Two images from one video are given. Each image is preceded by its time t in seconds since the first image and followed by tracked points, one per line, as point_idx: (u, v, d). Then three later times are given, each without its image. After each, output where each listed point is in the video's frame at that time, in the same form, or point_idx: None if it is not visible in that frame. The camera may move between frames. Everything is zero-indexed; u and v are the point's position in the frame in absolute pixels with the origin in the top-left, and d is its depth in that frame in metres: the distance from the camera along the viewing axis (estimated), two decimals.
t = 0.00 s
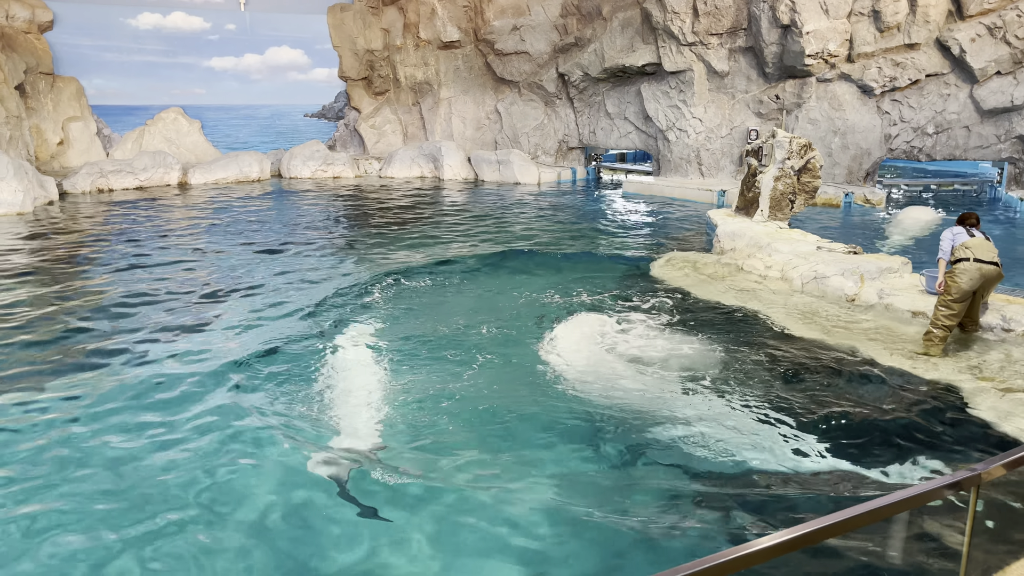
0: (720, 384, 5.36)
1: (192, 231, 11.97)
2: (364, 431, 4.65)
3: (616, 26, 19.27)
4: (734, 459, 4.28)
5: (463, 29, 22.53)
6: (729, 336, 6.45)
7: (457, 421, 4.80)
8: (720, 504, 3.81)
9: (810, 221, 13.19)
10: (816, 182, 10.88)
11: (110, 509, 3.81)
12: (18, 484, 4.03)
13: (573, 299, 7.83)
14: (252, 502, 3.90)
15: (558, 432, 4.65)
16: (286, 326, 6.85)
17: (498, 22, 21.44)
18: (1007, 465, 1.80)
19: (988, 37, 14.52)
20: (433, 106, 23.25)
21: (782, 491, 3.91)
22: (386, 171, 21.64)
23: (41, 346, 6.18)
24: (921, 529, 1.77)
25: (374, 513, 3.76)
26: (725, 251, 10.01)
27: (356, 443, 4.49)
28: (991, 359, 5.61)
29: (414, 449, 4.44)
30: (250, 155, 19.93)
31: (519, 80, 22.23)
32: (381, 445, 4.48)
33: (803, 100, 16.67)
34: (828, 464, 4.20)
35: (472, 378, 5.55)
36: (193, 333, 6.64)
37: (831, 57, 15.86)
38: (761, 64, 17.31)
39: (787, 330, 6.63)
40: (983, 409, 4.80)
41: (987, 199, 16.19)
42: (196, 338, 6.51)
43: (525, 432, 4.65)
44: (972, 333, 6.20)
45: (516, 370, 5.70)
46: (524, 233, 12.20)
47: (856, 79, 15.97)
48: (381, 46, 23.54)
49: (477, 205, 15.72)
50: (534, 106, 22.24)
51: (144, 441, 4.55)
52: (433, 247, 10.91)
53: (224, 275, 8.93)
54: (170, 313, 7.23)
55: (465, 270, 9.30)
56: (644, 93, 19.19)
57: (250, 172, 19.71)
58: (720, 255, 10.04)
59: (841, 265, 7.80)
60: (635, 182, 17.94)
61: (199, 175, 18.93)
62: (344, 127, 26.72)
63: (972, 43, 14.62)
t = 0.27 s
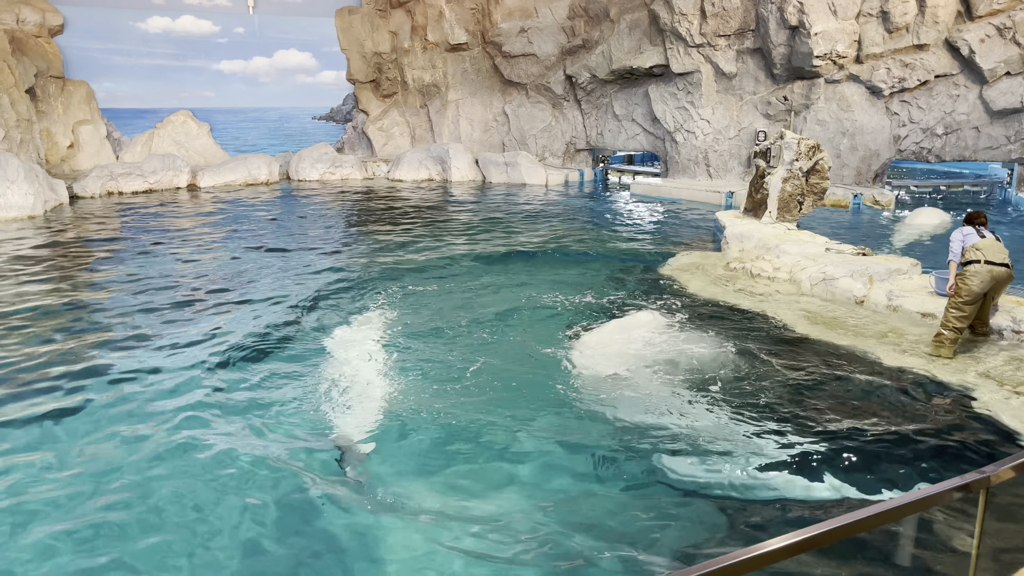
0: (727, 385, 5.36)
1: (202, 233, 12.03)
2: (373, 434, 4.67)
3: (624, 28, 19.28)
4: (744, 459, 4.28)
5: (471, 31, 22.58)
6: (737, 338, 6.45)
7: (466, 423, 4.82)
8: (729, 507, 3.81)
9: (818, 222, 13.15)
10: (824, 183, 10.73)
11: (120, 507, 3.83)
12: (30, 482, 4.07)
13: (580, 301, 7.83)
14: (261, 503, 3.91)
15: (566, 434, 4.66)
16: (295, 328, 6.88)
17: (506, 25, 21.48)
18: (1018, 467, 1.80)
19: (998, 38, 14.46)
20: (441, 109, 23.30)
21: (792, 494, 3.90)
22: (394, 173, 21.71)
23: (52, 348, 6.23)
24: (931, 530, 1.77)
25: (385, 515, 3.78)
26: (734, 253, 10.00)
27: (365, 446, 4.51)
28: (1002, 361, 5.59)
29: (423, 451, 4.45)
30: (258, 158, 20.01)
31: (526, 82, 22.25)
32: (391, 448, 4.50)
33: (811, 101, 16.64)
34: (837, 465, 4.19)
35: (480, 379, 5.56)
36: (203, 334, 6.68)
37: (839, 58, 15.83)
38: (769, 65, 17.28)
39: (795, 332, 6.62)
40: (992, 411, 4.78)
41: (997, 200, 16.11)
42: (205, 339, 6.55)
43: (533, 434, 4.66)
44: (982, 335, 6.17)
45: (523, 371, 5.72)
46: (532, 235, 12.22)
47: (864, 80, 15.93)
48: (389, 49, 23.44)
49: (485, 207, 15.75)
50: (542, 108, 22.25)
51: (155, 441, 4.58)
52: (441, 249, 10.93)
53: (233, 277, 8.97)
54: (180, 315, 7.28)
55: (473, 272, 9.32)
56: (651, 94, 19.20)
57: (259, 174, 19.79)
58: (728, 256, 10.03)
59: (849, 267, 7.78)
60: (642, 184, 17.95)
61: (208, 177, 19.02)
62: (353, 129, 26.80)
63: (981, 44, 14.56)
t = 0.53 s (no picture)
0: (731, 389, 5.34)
1: (207, 237, 12.06)
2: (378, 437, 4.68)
3: (628, 31, 19.27)
4: (749, 464, 4.28)
5: (476, 34, 22.61)
6: (742, 341, 6.43)
7: (471, 425, 4.83)
8: (735, 511, 3.81)
9: (823, 224, 13.15)
10: (828, 185, 10.93)
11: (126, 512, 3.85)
12: (37, 485, 4.09)
13: (584, 305, 7.79)
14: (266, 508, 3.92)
15: (570, 435, 4.67)
16: (300, 330, 6.90)
17: (510, 28, 21.50)
18: None
19: (1004, 39, 14.45)
20: (445, 112, 23.32)
21: (797, 498, 3.90)
22: (399, 176, 21.75)
23: (60, 351, 6.27)
24: (938, 533, 1.77)
25: (392, 520, 3.80)
26: (739, 255, 9.99)
27: (371, 450, 4.53)
28: (1009, 363, 5.57)
29: (429, 453, 4.47)
30: (264, 162, 20.08)
31: (531, 85, 22.27)
32: (396, 451, 4.51)
33: (816, 103, 16.61)
34: (842, 470, 4.17)
35: (485, 382, 5.57)
36: (208, 336, 6.71)
37: (844, 60, 15.80)
38: (774, 68, 17.26)
39: (800, 334, 6.62)
40: (1000, 414, 4.76)
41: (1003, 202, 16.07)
42: (211, 342, 6.58)
43: (537, 436, 4.67)
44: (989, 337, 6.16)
45: (527, 374, 5.72)
46: (537, 237, 12.22)
47: (869, 82, 15.89)
48: (393, 52, 23.65)
49: (490, 209, 15.76)
50: (546, 110, 22.25)
51: (162, 443, 4.61)
52: (445, 252, 10.95)
53: (238, 280, 8.99)
54: (185, 318, 7.31)
55: (478, 275, 9.32)
56: (656, 97, 19.20)
57: (264, 178, 19.82)
58: (733, 259, 10.02)
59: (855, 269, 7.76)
60: (647, 186, 17.95)
61: (213, 181, 19.07)
62: (358, 132, 26.89)
63: (987, 45, 14.54)
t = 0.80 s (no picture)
0: (734, 391, 5.33)
1: (210, 240, 12.08)
2: (380, 439, 4.69)
3: (630, 34, 19.30)
4: (750, 465, 4.28)
5: (477, 38, 22.65)
6: (744, 344, 6.43)
7: (473, 427, 4.83)
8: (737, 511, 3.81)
9: (825, 227, 13.16)
10: (831, 188, 11.03)
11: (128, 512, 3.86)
12: (42, 486, 4.11)
13: (585, 308, 7.79)
14: (269, 509, 3.93)
15: (572, 437, 4.67)
16: (302, 333, 6.91)
17: (512, 31, 21.54)
18: None
19: (1005, 42, 14.50)
20: (447, 115, 23.36)
21: (799, 499, 3.90)
22: (401, 180, 21.83)
23: (63, 353, 6.29)
24: (940, 531, 1.78)
25: (394, 519, 3.81)
26: (740, 258, 9.99)
27: (374, 451, 4.53)
28: (1010, 365, 5.57)
29: (430, 454, 4.48)
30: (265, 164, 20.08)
31: (532, 88, 22.30)
32: (398, 453, 4.51)
33: (817, 106, 16.59)
34: (845, 472, 4.16)
35: (487, 385, 5.57)
36: (211, 339, 6.73)
37: (845, 63, 15.78)
38: (775, 71, 17.27)
39: (801, 336, 6.63)
40: (1002, 416, 4.76)
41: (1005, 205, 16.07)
42: (214, 344, 6.60)
43: (538, 437, 4.68)
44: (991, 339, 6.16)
45: (528, 377, 5.72)
46: (539, 240, 12.24)
47: (870, 84, 15.88)
48: (395, 56, 23.78)
49: (491, 212, 15.77)
50: (548, 114, 22.26)
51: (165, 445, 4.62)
52: (446, 254, 10.97)
53: (240, 283, 9.01)
54: (188, 320, 7.33)
55: (480, 278, 9.33)
56: (657, 100, 19.21)
57: (266, 181, 19.84)
58: (735, 261, 10.02)
59: (856, 271, 7.76)
60: (649, 189, 17.96)
61: (215, 184, 19.11)
62: (359, 136, 26.95)
63: (988, 48, 14.56)
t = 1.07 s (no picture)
0: (734, 396, 5.31)
1: (209, 243, 12.07)
2: (379, 443, 4.69)
3: (628, 37, 19.31)
4: (749, 471, 4.27)
5: (476, 41, 22.68)
6: (743, 347, 6.41)
7: (472, 431, 4.83)
8: (736, 515, 3.81)
9: (824, 230, 13.17)
10: (829, 191, 10.84)
11: (129, 515, 3.87)
12: (41, 491, 4.11)
13: (583, 312, 7.77)
14: (266, 513, 3.93)
15: (571, 441, 4.67)
16: (301, 336, 6.91)
17: (510, 34, 21.54)
18: None
19: (1003, 45, 14.50)
20: (446, 118, 23.36)
21: (799, 503, 3.90)
22: (400, 183, 21.86)
23: (63, 357, 6.28)
24: (939, 535, 1.78)
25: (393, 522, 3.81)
26: (739, 261, 9.99)
27: (372, 454, 4.53)
28: (1009, 367, 5.58)
29: (429, 457, 4.48)
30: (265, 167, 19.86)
31: (531, 92, 22.31)
32: (397, 456, 4.51)
33: (815, 109, 16.57)
34: (845, 477, 4.16)
35: (486, 389, 5.57)
36: (210, 342, 6.73)
37: (844, 66, 15.79)
38: (774, 74, 17.28)
39: (799, 339, 6.63)
40: (1001, 419, 4.76)
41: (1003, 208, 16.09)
42: (213, 347, 6.60)
43: (538, 442, 4.68)
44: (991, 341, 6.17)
45: (527, 381, 5.71)
46: (538, 243, 12.24)
47: (869, 87, 15.91)
48: (394, 59, 24.00)
49: (490, 216, 15.77)
50: (547, 117, 22.25)
51: (164, 449, 4.62)
52: (445, 258, 10.97)
53: (239, 286, 9.00)
54: (187, 324, 7.32)
55: (479, 281, 9.33)
56: (656, 103, 19.23)
57: (265, 184, 19.82)
58: (734, 264, 10.02)
59: (855, 274, 7.75)
60: (648, 193, 17.97)
61: (214, 187, 19.12)
62: (358, 139, 26.99)
63: (986, 51, 14.57)
